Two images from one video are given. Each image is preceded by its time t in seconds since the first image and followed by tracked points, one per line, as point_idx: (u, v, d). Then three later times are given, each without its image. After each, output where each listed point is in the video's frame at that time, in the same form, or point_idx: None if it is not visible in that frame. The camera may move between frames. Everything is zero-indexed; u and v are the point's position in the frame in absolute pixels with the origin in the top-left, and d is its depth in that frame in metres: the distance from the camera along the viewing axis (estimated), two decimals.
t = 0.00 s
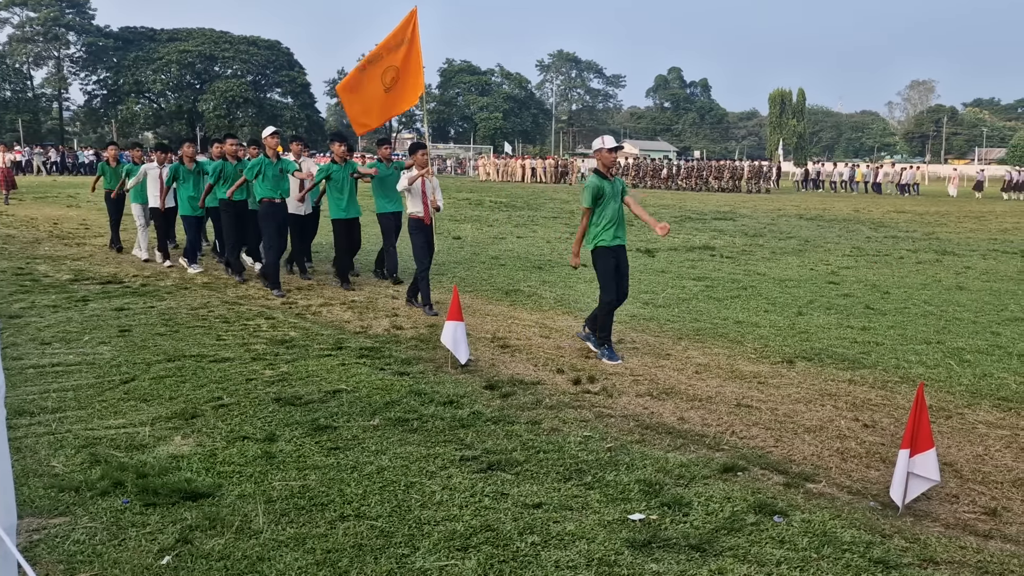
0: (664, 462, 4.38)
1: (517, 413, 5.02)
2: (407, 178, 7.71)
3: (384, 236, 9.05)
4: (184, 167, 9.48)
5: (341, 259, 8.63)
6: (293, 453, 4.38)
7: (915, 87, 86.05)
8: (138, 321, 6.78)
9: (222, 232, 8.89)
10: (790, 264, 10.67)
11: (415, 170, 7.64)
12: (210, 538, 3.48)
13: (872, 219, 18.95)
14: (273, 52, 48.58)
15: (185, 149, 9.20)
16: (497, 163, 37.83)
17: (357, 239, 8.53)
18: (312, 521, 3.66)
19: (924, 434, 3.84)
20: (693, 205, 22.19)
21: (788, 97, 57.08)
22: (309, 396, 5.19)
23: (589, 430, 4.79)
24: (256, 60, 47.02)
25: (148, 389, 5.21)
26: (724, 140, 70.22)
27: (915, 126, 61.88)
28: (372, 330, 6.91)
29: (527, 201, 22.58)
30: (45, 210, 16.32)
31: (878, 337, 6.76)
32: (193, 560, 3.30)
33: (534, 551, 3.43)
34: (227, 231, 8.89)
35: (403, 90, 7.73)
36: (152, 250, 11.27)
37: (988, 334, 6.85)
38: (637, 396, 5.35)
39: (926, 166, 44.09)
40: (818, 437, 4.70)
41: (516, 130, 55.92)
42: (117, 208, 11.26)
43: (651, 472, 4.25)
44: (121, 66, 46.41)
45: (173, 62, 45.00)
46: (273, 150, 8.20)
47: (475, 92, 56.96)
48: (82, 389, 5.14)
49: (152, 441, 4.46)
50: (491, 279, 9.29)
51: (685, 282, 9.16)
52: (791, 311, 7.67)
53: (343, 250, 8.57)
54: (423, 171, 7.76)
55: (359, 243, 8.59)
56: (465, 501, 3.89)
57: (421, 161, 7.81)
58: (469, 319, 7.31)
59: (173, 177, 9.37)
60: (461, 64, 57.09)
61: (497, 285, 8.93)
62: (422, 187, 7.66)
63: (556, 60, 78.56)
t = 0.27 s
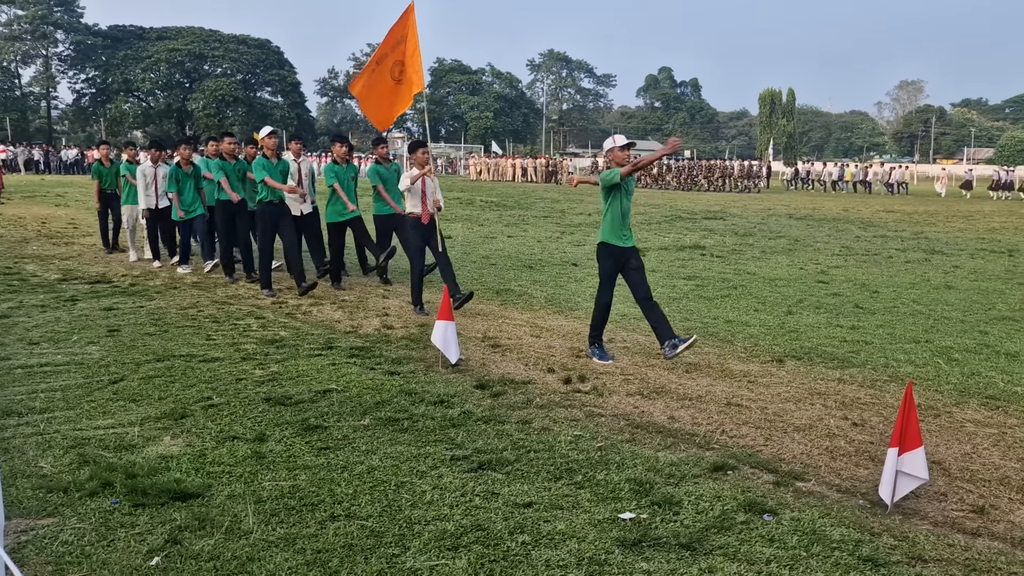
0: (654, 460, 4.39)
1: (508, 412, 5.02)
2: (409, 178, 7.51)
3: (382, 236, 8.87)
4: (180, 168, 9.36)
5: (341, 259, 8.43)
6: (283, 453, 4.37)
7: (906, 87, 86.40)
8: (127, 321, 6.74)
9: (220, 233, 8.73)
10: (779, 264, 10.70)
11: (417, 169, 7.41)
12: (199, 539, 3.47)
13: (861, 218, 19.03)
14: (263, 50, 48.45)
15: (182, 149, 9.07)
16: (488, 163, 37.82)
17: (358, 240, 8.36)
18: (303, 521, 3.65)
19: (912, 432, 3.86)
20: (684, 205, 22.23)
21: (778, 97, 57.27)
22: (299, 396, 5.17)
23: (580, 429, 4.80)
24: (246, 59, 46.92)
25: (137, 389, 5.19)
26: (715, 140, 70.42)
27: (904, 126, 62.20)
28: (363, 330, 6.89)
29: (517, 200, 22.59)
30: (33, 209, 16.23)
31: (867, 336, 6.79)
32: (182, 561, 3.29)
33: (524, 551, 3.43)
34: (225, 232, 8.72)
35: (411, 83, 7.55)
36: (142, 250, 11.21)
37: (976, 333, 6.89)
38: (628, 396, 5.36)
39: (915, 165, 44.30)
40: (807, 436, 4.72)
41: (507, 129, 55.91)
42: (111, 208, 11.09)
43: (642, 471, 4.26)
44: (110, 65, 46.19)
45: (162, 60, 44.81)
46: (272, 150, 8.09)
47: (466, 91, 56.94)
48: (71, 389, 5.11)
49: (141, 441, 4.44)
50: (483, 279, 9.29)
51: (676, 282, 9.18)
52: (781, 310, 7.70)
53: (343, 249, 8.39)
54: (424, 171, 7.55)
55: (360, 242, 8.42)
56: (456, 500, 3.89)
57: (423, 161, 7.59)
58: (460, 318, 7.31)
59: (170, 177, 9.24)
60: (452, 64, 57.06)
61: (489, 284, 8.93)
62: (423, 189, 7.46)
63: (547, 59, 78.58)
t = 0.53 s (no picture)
0: (645, 460, 4.39)
1: (499, 412, 5.02)
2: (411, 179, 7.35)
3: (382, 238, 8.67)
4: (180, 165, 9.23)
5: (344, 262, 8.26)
6: (274, 453, 4.36)
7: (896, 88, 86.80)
8: (117, 321, 6.71)
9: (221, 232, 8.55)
10: (770, 263, 10.74)
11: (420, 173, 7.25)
12: (190, 539, 3.45)
13: (850, 218, 19.13)
14: (254, 49, 48.37)
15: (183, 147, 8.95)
16: (479, 163, 37.79)
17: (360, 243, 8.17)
18: (293, 521, 3.64)
19: (902, 431, 3.88)
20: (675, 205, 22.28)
21: (769, 97, 57.45)
22: (290, 396, 5.16)
23: (571, 428, 4.80)
24: (236, 58, 46.80)
25: (127, 389, 5.16)
26: (706, 139, 70.60)
27: (894, 126, 62.49)
28: (354, 330, 6.87)
29: (508, 200, 22.60)
30: (22, 208, 16.15)
31: (858, 335, 6.82)
32: (172, 561, 3.27)
33: (516, 550, 3.43)
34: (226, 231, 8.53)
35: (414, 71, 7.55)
36: (133, 250, 11.14)
37: (965, 332, 6.92)
38: (619, 395, 5.37)
39: (905, 165, 44.52)
40: (798, 435, 4.74)
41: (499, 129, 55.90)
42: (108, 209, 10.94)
43: (633, 470, 4.26)
44: (99, 63, 45.95)
45: (151, 59, 44.62)
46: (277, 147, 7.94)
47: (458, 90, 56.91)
48: (59, 390, 5.08)
49: (130, 442, 4.42)
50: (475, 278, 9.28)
51: (667, 281, 9.19)
52: (771, 310, 7.72)
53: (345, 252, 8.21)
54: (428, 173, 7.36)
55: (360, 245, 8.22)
56: (447, 500, 3.89)
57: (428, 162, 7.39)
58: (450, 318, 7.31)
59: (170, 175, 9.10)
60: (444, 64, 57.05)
61: (481, 284, 8.92)
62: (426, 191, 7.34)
63: (538, 58, 78.62)
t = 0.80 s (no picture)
0: (637, 459, 4.40)
1: (491, 411, 5.02)
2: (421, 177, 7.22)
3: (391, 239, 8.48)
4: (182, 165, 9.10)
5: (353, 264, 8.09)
6: (265, 453, 4.34)
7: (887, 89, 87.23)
8: (107, 321, 6.68)
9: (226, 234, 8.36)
10: (761, 262, 10.77)
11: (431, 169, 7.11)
12: (180, 539, 3.44)
13: (840, 217, 19.22)
14: (244, 49, 48.31)
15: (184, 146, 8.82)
16: (471, 162, 37.80)
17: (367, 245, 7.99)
18: (285, 521, 3.63)
19: (892, 430, 3.89)
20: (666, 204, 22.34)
21: (760, 97, 57.60)
22: (281, 395, 5.14)
23: (563, 427, 4.80)
24: (227, 57, 46.69)
25: (117, 389, 5.14)
26: (697, 139, 70.75)
27: (884, 126, 62.78)
28: (346, 329, 6.85)
29: (499, 199, 22.61)
30: (10, 207, 16.05)
31: (848, 334, 6.84)
32: (163, 562, 3.26)
33: (508, 549, 3.43)
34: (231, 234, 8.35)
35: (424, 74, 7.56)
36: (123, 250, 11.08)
37: (955, 331, 6.96)
38: (611, 394, 5.37)
39: (895, 165, 44.73)
40: (789, 433, 4.75)
41: (490, 129, 55.90)
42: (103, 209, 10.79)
43: (625, 469, 4.27)
44: (89, 62, 45.71)
45: (142, 58, 44.43)
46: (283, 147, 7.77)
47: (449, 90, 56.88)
48: (49, 390, 5.06)
49: (120, 442, 4.40)
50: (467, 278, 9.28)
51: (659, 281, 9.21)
52: (763, 308, 7.75)
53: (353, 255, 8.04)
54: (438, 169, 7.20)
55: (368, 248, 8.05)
56: (439, 499, 3.88)
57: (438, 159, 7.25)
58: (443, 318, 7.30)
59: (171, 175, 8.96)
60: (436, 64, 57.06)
61: (473, 284, 8.92)
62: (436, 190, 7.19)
63: (530, 58, 78.65)
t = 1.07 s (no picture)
0: (630, 458, 4.40)
1: (484, 410, 5.02)
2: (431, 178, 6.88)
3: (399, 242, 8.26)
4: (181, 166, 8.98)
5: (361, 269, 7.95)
6: (256, 453, 4.33)
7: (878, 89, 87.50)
8: (97, 321, 6.65)
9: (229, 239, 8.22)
10: (753, 262, 10.79)
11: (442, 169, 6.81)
12: (172, 539, 3.43)
13: (831, 217, 19.29)
14: (235, 47, 48.23)
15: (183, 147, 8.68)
16: (463, 161, 37.79)
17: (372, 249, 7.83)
18: (277, 521, 3.62)
19: (884, 428, 3.90)
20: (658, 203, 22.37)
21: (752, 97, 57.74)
22: (273, 395, 5.13)
23: (555, 427, 4.80)
24: (218, 55, 46.58)
25: (108, 389, 5.12)
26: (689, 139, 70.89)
27: (876, 126, 63.02)
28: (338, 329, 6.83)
29: (491, 199, 22.61)
30: None
31: (839, 333, 6.87)
32: (155, 562, 3.25)
33: (501, 549, 3.43)
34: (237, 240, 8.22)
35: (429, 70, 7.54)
36: (114, 249, 11.03)
37: (945, 330, 6.99)
38: (603, 393, 5.37)
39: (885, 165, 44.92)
40: (780, 432, 4.76)
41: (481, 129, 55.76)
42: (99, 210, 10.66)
43: (617, 468, 4.27)
44: (79, 61, 45.46)
45: (132, 57, 44.23)
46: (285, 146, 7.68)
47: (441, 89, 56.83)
48: (39, 390, 5.03)
49: (111, 442, 4.38)
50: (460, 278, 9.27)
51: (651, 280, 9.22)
52: (755, 308, 7.77)
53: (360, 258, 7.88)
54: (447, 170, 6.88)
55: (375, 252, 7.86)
56: (431, 499, 3.88)
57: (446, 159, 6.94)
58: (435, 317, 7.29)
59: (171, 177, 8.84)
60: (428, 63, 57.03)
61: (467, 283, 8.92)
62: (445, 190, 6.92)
63: (522, 57, 78.64)
